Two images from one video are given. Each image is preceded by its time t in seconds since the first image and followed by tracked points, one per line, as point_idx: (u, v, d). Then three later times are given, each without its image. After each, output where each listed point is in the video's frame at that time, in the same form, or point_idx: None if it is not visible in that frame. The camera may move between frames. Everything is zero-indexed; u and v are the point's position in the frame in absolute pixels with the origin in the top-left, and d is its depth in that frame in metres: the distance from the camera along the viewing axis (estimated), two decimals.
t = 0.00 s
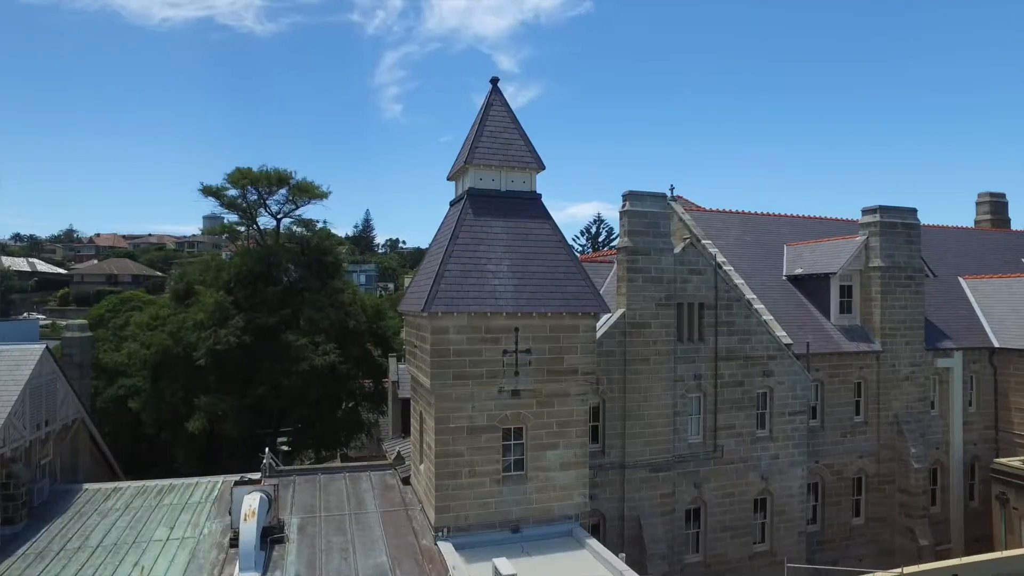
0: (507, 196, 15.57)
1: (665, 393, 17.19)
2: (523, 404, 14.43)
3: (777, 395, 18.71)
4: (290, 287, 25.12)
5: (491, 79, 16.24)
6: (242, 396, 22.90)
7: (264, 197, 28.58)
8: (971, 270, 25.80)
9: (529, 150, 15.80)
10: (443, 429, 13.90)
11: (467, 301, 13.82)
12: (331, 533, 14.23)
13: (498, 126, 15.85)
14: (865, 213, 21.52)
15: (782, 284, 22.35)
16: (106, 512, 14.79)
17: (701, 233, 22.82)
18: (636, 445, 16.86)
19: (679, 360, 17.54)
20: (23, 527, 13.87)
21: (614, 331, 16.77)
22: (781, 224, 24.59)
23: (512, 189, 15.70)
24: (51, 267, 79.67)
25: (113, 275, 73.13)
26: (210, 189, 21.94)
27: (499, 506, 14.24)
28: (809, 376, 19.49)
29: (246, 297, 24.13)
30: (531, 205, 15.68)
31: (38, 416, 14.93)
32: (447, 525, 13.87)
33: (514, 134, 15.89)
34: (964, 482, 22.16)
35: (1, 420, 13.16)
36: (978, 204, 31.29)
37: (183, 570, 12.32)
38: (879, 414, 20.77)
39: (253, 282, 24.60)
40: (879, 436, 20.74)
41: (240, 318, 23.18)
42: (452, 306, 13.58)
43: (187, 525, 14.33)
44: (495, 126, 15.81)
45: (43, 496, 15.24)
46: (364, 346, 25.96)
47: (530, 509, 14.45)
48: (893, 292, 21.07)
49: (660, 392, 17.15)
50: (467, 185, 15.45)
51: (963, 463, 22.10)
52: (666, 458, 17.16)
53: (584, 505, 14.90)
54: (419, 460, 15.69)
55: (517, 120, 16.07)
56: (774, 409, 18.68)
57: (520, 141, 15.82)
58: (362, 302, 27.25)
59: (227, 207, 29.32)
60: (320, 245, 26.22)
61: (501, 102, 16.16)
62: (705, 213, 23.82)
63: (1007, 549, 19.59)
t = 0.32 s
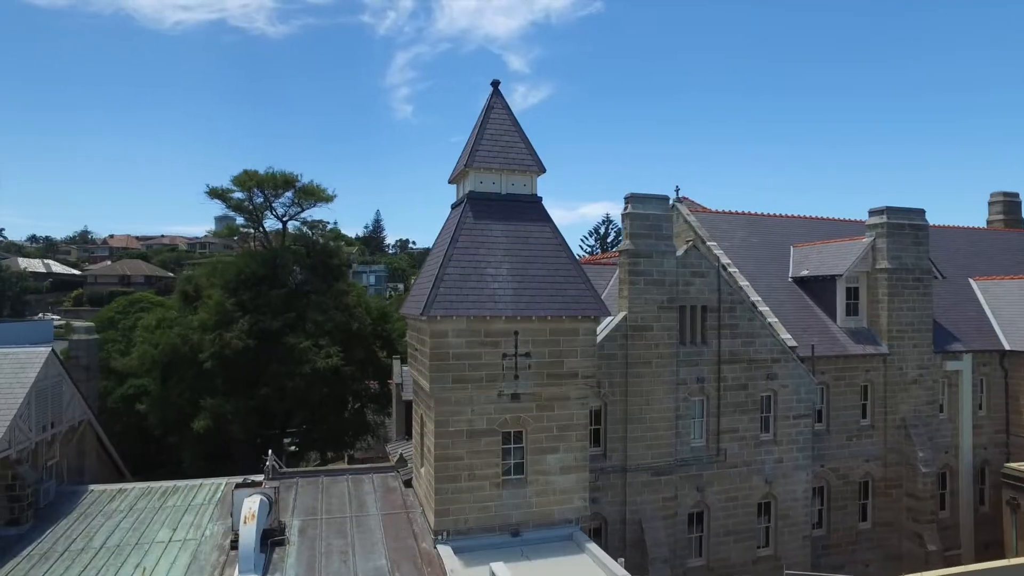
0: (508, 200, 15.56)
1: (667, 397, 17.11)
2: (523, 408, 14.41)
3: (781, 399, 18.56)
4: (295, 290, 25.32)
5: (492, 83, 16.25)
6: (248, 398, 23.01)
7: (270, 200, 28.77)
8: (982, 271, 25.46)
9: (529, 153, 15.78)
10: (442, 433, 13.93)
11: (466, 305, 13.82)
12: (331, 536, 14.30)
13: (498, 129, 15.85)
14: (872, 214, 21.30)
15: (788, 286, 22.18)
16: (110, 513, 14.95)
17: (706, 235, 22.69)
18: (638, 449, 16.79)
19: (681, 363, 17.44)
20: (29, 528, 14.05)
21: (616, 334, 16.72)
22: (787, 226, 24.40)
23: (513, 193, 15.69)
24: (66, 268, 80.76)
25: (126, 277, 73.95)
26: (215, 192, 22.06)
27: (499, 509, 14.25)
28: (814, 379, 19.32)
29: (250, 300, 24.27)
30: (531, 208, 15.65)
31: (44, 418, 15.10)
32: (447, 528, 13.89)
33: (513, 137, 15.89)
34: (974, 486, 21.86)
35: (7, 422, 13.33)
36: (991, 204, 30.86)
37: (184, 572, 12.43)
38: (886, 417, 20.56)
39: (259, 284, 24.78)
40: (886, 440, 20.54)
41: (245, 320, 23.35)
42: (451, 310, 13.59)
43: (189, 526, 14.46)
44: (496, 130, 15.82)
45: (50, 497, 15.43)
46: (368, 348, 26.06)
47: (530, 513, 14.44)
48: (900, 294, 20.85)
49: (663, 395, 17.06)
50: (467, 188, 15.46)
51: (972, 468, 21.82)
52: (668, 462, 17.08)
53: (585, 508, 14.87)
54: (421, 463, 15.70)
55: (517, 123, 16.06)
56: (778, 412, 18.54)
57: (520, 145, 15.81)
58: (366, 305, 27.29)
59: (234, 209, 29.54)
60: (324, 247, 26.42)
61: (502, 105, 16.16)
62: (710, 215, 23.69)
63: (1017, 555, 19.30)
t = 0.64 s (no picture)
0: (505, 203, 15.53)
1: (666, 401, 17.02)
2: (519, 412, 14.40)
3: (782, 402, 18.43)
4: (298, 292, 25.50)
5: (489, 86, 16.24)
6: (252, 400, 23.11)
7: (273, 202, 28.92)
8: (989, 273, 25.17)
9: (527, 156, 15.74)
10: (438, 437, 13.93)
11: (462, 309, 13.83)
12: (328, 539, 14.35)
13: (495, 132, 15.83)
14: (876, 216, 21.09)
15: (791, 289, 22.03)
16: (110, 515, 15.08)
17: (708, 236, 22.56)
18: (636, 452, 16.73)
19: (681, 366, 17.34)
20: (30, 529, 14.20)
21: (614, 338, 16.66)
22: (791, 227, 24.22)
23: (510, 196, 15.66)
24: (78, 269, 81.56)
25: (137, 278, 74.60)
26: (218, 196, 22.16)
27: (495, 514, 14.24)
28: (816, 382, 19.16)
29: (252, 302, 24.38)
30: (528, 212, 15.63)
31: (46, 420, 15.27)
32: (443, 532, 13.90)
33: (511, 140, 15.86)
34: (980, 491, 21.61)
35: (8, 424, 13.49)
36: (1000, 204, 30.49)
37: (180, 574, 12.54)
38: (890, 421, 20.37)
39: (261, 286, 24.91)
40: (889, 444, 20.35)
41: (247, 322, 23.45)
42: (446, 314, 13.59)
43: (188, 529, 14.56)
44: (493, 133, 15.80)
45: (51, 499, 15.58)
46: (371, 350, 26.07)
47: (526, 517, 14.42)
48: (904, 297, 20.64)
49: (662, 398, 16.99)
50: (464, 192, 15.45)
51: (979, 472, 21.59)
52: (667, 466, 17.00)
53: (582, 513, 14.83)
54: (418, 466, 15.70)
55: (515, 126, 16.03)
56: (779, 416, 18.41)
57: (518, 148, 15.78)
58: (369, 307, 27.33)
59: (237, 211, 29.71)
60: (327, 249, 26.60)
61: (500, 108, 16.12)
62: (713, 217, 23.55)
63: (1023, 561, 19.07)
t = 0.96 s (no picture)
0: (500, 206, 15.48)
1: (664, 404, 16.92)
2: (513, 416, 14.34)
3: (781, 406, 18.27)
4: (297, 293, 25.53)
5: (485, 88, 16.18)
6: (252, 402, 23.17)
7: (273, 204, 29.00)
8: (995, 274, 24.86)
9: (522, 158, 15.67)
10: (432, 441, 13.90)
11: (455, 312, 13.79)
12: (323, 542, 14.35)
13: (491, 134, 15.77)
14: (878, 217, 20.88)
15: (792, 291, 21.85)
16: (107, 518, 15.15)
17: (709, 238, 22.42)
18: (634, 456, 16.64)
19: (678, 369, 17.23)
20: (27, 531, 14.31)
21: (611, 341, 16.56)
22: (793, 229, 24.02)
23: (505, 199, 15.61)
24: (86, 270, 82.22)
25: (145, 279, 75.10)
26: (218, 198, 22.18)
27: (489, 518, 14.19)
28: (817, 385, 18.98)
29: (252, 304, 24.44)
30: (523, 214, 15.57)
31: (44, 423, 15.37)
32: (437, 536, 13.88)
33: (506, 142, 15.79)
34: (985, 496, 21.35)
35: (4, 427, 13.58)
36: (1007, 204, 30.11)
37: None
38: (892, 424, 20.17)
39: (262, 288, 24.96)
40: (892, 448, 20.14)
41: (247, 324, 23.50)
42: (439, 318, 13.57)
43: (183, 531, 14.61)
44: (488, 135, 15.74)
45: (49, 501, 15.68)
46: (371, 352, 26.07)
47: (520, 522, 14.36)
48: (907, 299, 20.43)
49: (659, 402, 16.88)
50: (459, 195, 15.42)
51: (983, 477, 21.33)
52: (665, 470, 16.89)
53: (577, 517, 14.75)
54: (414, 470, 15.67)
55: (511, 128, 15.97)
56: (779, 419, 18.25)
57: (513, 150, 15.71)
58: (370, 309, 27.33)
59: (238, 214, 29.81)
60: (328, 251, 26.68)
61: (496, 110, 16.06)
62: (713, 218, 23.40)
63: None
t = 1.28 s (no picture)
0: (495, 207, 15.43)
1: (661, 406, 16.82)
2: (507, 418, 14.29)
3: (781, 408, 18.12)
4: (297, 294, 25.57)
5: (481, 89, 16.15)
6: (252, 403, 23.20)
7: (273, 206, 29.12)
8: (1000, 274, 24.58)
9: (517, 159, 15.63)
10: (426, 443, 13.87)
11: (449, 314, 13.75)
12: (317, 544, 14.35)
13: (486, 135, 15.72)
14: (880, 217, 20.69)
15: (793, 292, 21.70)
16: (103, 519, 15.22)
17: (709, 239, 22.30)
18: (631, 458, 16.55)
19: (676, 371, 17.12)
20: (24, 532, 14.41)
21: (607, 343, 16.49)
22: (795, 229, 23.85)
23: (500, 200, 15.56)
24: (95, 271, 82.86)
25: (152, 279, 75.62)
26: (217, 200, 22.24)
27: (483, 520, 14.15)
28: (817, 387, 18.81)
29: (252, 305, 24.51)
30: (518, 215, 15.51)
31: (41, 424, 15.46)
32: (431, 538, 13.86)
33: (502, 143, 15.74)
34: (989, 499, 21.11)
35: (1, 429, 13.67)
36: (1014, 204, 29.79)
37: None
38: (894, 426, 19.97)
39: (262, 290, 25.02)
40: (893, 450, 19.95)
41: (248, 325, 23.54)
42: (432, 320, 13.53)
43: (178, 533, 14.65)
44: (483, 136, 15.69)
45: (48, 502, 15.78)
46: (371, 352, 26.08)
47: (514, 524, 14.31)
48: (909, 300, 20.23)
49: (656, 404, 16.78)
50: (453, 196, 15.38)
51: (988, 480, 21.09)
52: (662, 472, 16.79)
53: (572, 520, 14.68)
54: (408, 472, 15.66)
55: (506, 129, 15.92)
56: (778, 422, 18.10)
57: (508, 151, 15.67)
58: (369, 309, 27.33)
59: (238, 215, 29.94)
60: (328, 252, 26.78)
61: (491, 111, 16.02)
62: (714, 219, 23.27)
63: None
